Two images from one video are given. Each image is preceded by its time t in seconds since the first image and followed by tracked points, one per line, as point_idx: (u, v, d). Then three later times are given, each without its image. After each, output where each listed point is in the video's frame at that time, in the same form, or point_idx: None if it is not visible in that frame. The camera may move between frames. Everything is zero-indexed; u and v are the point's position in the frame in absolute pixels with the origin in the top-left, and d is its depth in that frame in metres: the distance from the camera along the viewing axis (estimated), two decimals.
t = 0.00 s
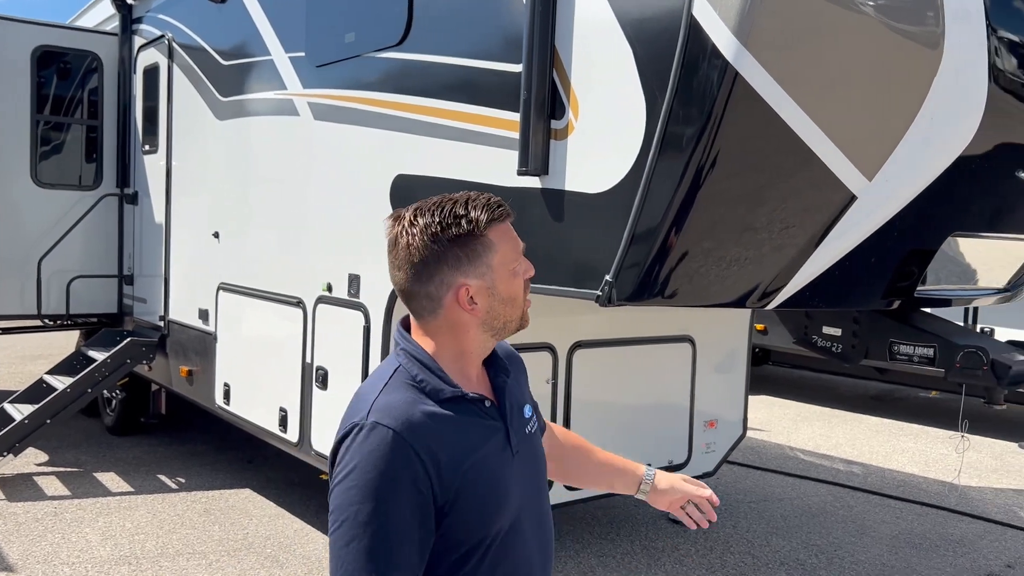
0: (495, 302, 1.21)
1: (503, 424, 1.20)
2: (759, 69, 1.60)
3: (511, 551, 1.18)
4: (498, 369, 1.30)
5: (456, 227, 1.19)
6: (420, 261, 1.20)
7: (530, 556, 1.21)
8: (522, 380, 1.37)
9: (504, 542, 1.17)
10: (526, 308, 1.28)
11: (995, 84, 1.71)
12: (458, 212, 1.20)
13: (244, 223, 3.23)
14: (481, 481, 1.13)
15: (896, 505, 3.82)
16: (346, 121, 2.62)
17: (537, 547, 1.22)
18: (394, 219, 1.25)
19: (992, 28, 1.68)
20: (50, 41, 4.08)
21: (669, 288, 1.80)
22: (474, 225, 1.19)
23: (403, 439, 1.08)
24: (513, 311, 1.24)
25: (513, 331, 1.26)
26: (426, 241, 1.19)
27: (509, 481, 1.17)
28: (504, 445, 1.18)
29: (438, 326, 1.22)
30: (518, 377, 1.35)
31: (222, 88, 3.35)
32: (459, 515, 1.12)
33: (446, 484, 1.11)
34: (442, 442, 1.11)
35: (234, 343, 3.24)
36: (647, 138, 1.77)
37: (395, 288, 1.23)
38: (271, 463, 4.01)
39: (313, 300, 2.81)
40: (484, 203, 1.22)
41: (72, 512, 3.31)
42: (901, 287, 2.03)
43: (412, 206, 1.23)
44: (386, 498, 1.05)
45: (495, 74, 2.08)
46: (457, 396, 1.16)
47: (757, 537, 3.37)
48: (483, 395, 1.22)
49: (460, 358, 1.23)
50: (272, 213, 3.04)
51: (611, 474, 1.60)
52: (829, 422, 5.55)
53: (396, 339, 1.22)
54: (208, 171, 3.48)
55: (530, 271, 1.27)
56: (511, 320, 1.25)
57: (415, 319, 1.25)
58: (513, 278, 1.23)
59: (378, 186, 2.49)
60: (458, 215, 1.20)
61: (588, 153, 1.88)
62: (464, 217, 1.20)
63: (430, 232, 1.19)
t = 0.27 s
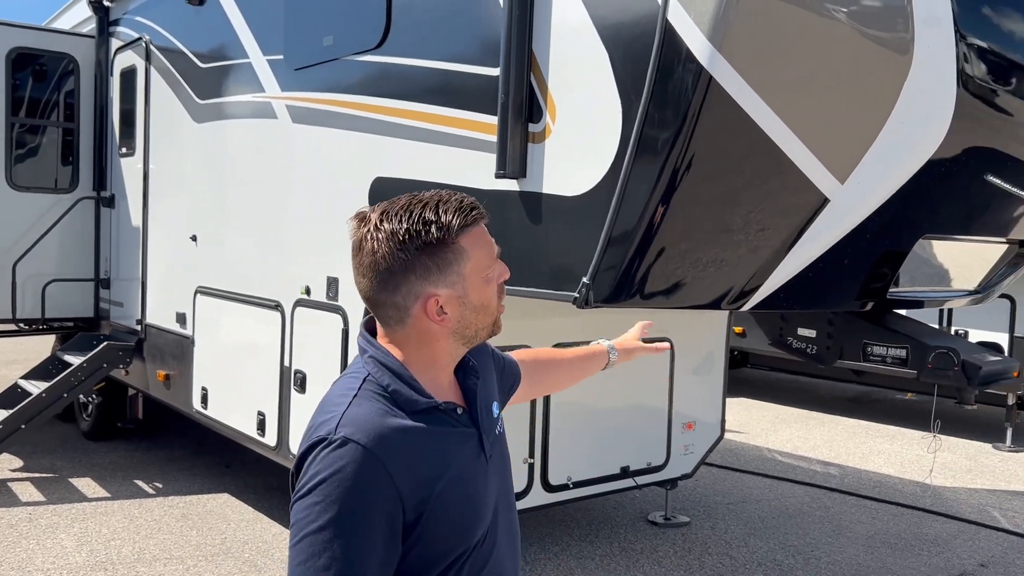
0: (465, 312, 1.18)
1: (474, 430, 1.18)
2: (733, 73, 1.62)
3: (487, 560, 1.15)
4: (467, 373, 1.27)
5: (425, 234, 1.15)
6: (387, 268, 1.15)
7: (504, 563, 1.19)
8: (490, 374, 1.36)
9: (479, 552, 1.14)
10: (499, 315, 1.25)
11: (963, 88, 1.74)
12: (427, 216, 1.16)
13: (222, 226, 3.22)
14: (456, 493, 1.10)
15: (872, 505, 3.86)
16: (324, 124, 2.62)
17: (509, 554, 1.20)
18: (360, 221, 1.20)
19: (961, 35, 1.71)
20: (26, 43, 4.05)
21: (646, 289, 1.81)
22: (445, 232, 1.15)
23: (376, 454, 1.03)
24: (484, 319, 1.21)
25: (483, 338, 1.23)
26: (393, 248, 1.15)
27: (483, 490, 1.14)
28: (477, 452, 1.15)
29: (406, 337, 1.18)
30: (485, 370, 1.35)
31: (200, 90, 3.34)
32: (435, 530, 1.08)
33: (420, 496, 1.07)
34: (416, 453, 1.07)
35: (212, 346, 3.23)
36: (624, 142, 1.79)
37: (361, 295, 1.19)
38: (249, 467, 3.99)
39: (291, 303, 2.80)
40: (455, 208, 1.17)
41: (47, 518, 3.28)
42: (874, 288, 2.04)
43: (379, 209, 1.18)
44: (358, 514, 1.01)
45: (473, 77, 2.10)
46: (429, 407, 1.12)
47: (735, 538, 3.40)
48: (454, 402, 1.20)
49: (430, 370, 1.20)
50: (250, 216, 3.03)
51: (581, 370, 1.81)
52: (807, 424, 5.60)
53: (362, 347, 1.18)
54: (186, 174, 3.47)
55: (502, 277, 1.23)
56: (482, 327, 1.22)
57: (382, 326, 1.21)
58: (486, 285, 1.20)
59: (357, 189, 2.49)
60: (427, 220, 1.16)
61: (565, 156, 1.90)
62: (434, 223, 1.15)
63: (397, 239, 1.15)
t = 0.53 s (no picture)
0: (409, 329, 1.12)
1: (418, 447, 1.14)
2: (700, 79, 1.65)
3: None
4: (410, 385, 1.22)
5: (368, 247, 1.07)
6: (326, 282, 1.08)
7: None
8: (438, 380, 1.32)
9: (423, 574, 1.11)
10: (446, 329, 1.19)
11: (931, 98, 1.76)
12: (370, 229, 1.08)
13: (193, 232, 3.19)
14: (399, 518, 1.05)
15: (845, 508, 3.89)
16: (295, 129, 2.61)
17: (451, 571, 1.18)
18: (298, 228, 1.11)
19: (926, 44, 1.73)
20: None
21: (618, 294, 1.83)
22: (390, 245, 1.08)
23: (317, 481, 0.98)
24: (429, 335, 1.15)
25: (428, 354, 1.17)
26: (333, 261, 1.07)
27: (427, 510, 1.10)
28: (422, 470, 1.12)
29: (345, 353, 1.11)
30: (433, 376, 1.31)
31: (171, 95, 3.31)
32: (378, 556, 1.03)
33: (362, 523, 1.02)
34: (356, 479, 1.02)
35: (183, 353, 3.20)
36: (593, 147, 1.80)
37: (297, 307, 1.11)
38: (222, 475, 3.95)
39: (263, 309, 2.78)
40: (401, 219, 1.10)
41: (14, 529, 3.23)
42: (843, 294, 2.05)
43: (318, 216, 1.10)
44: (298, 547, 0.95)
45: (445, 83, 2.10)
46: (371, 426, 1.07)
47: (709, 542, 3.41)
48: (397, 419, 1.15)
49: (370, 387, 1.14)
50: (222, 222, 3.01)
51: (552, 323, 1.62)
52: (780, 427, 5.64)
53: (298, 363, 1.11)
54: (157, 179, 3.44)
55: (449, 290, 1.17)
56: (428, 344, 1.16)
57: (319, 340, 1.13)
58: (433, 300, 1.14)
59: (329, 195, 2.48)
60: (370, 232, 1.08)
61: (537, 162, 1.90)
62: (378, 236, 1.08)
63: (338, 251, 1.07)
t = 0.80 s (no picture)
0: (347, 347, 1.11)
1: (361, 467, 1.12)
2: (662, 88, 1.68)
3: None
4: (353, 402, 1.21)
5: (305, 263, 1.05)
6: (260, 298, 1.05)
7: None
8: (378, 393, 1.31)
9: None
10: (389, 346, 1.18)
11: (889, 107, 1.79)
12: (309, 242, 1.06)
13: (159, 240, 3.16)
14: (339, 540, 1.04)
15: (813, 512, 3.93)
16: (261, 137, 2.59)
17: None
18: (232, 241, 1.09)
19: (883, 54, 1.77)
20: None
21: (584, 299, 1.87)
22: (328, 261, 1.06)
23: (247, 509, 0.97)
24: (370, 352, 1.14)
25: (369, 372, 1.16)
26: (268, 277, 1.04)
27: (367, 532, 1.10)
28: (363, 491, 1.11)
29: (280, 372, 1.09)
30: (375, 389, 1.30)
31: (136, 102, 3.28)
32: None
33: (297, 549, 1.01)
34: (290, 506, 1.01)
35: (149, 363, 3.16)
36: (559, 154, 1.81)
37: (230, 324, 1.08)
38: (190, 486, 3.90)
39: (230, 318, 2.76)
40: (341, 234, 1.09)
41: None
42: (806, 300, 2.07)
43: (253, 230, 1.07)
44: None
45: (411, 91, 2.10)
46: (308, 448, 1.05)
47: (679, 547, 3.43)
48: (339, 439, 1.13)
49: (308, 406, 1.12)
50: (187, 230, 2.98)
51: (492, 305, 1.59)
52: (750, 432, 5.69)
53: (231, 382, 1.08)
54: (122, 187, 3.40)
55: (391, 306, 1.16)
56: (368, 362, 1.15)
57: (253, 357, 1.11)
58: (374, 318, 1.13)
59: (295, 203, 2.47)
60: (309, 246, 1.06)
61: (503, 170, 1.91)
62: (316, 251, 1.06)
63: (273, 267, 1.05)
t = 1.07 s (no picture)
0: (266, 375, 1.14)
1: (278, 500, 1.15)
2: (615, 103, 1.69)
3: None
4: (274, 429, 1.23)
5: (220, 292, 1.08)
6: (174, 328, 1.08)
7: None
8: (310, 420, 1.35)
9: None
10: (311, 372, 1.22)
11: (842, 120, 1.80)
12: (224, 268, 1.09)
13: (116, 252, 3.11)
14: None
15: (778, 518, 3.96)
16: (217, 148, 2.56)
17: None
18: (144, 268, 1.11)
19: (834, 67, 1.79)
20: None
21: (546, 308, 1.87)
22: (243, 290, 1.10)
23: (151, 557, 0.99)
24: (289, 379, 1.17)
25: (290, 401, 1.20)
26: (182, 307, 1.07)
27: (283, 564, 1.12)
28: (279, 525, 1.13)
29: (197, 402, 1.12)
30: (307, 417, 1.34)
31: (92, 112, 3.23)
32: None
33: None
34: (198, 547, 1.03)
35: (106, 377, 3.10)
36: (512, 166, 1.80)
37: (144, 355, 1.11)
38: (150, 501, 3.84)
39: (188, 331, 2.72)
40: (258, 261, 1.12)
41: None
42: (764, 309, 2.08)
43: (166, 257, 1.10)
44: None
45: (368, 103, 2.08)
46: (221, 486, 1.07)
47: (644, 556, 3.44)
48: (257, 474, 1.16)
49: (225, 436, 1.16)
50: (145, 242, 2.94)
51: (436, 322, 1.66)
52: (718, 438, 5.72)
53: (143, 415, 1.10)
54: (79, 197, 3.34)
55: (311, 331, 1.20)
56: (289, 390, 1.19)
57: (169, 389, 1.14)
58: (293, 345, 1.17)
59: (252, 215, 2.44)
60: (223, 272, 1.09)
61: (459, 183, 1.90)
62: (232, 280, 1.09)
63: (187, 296, 1.07)
